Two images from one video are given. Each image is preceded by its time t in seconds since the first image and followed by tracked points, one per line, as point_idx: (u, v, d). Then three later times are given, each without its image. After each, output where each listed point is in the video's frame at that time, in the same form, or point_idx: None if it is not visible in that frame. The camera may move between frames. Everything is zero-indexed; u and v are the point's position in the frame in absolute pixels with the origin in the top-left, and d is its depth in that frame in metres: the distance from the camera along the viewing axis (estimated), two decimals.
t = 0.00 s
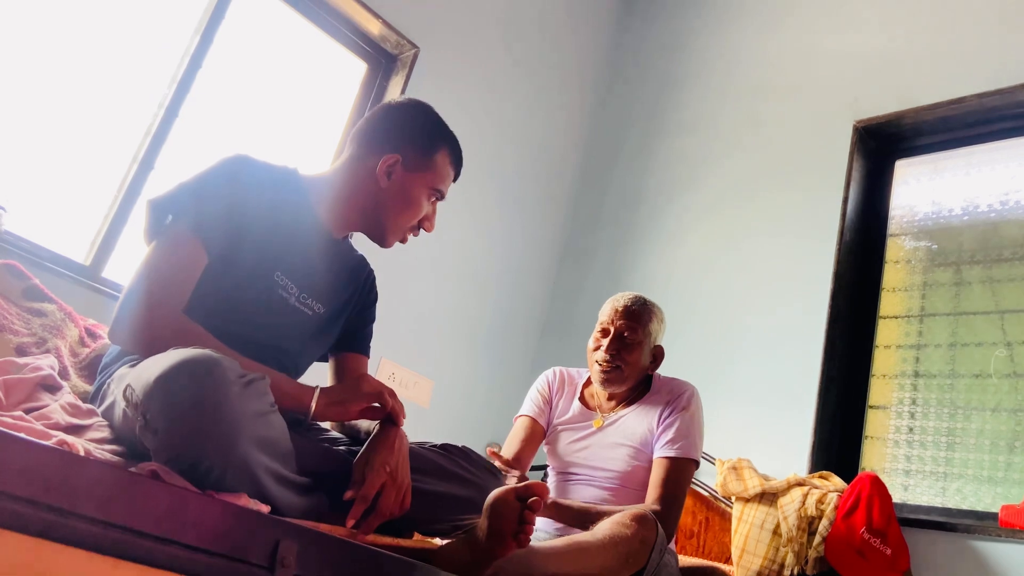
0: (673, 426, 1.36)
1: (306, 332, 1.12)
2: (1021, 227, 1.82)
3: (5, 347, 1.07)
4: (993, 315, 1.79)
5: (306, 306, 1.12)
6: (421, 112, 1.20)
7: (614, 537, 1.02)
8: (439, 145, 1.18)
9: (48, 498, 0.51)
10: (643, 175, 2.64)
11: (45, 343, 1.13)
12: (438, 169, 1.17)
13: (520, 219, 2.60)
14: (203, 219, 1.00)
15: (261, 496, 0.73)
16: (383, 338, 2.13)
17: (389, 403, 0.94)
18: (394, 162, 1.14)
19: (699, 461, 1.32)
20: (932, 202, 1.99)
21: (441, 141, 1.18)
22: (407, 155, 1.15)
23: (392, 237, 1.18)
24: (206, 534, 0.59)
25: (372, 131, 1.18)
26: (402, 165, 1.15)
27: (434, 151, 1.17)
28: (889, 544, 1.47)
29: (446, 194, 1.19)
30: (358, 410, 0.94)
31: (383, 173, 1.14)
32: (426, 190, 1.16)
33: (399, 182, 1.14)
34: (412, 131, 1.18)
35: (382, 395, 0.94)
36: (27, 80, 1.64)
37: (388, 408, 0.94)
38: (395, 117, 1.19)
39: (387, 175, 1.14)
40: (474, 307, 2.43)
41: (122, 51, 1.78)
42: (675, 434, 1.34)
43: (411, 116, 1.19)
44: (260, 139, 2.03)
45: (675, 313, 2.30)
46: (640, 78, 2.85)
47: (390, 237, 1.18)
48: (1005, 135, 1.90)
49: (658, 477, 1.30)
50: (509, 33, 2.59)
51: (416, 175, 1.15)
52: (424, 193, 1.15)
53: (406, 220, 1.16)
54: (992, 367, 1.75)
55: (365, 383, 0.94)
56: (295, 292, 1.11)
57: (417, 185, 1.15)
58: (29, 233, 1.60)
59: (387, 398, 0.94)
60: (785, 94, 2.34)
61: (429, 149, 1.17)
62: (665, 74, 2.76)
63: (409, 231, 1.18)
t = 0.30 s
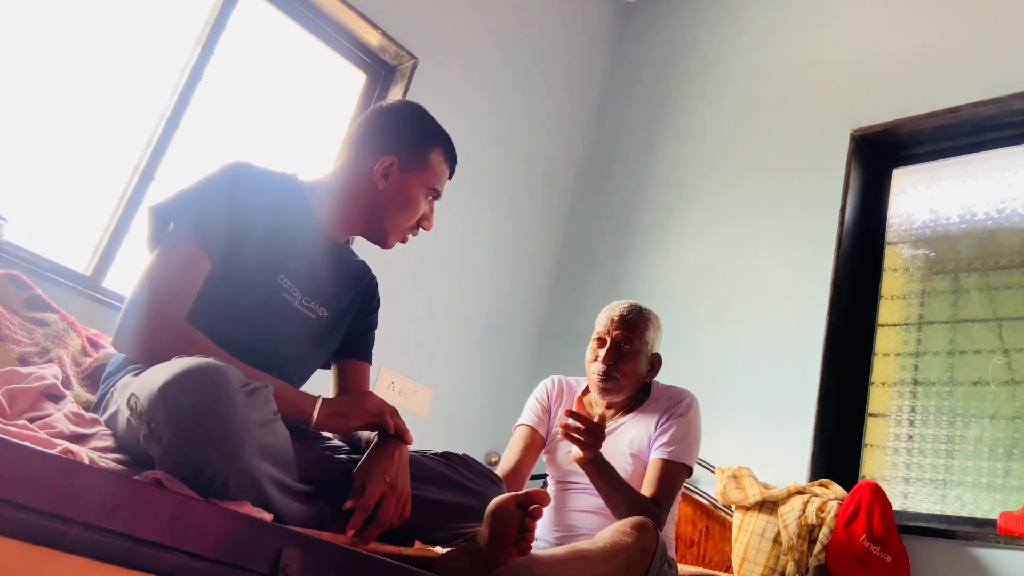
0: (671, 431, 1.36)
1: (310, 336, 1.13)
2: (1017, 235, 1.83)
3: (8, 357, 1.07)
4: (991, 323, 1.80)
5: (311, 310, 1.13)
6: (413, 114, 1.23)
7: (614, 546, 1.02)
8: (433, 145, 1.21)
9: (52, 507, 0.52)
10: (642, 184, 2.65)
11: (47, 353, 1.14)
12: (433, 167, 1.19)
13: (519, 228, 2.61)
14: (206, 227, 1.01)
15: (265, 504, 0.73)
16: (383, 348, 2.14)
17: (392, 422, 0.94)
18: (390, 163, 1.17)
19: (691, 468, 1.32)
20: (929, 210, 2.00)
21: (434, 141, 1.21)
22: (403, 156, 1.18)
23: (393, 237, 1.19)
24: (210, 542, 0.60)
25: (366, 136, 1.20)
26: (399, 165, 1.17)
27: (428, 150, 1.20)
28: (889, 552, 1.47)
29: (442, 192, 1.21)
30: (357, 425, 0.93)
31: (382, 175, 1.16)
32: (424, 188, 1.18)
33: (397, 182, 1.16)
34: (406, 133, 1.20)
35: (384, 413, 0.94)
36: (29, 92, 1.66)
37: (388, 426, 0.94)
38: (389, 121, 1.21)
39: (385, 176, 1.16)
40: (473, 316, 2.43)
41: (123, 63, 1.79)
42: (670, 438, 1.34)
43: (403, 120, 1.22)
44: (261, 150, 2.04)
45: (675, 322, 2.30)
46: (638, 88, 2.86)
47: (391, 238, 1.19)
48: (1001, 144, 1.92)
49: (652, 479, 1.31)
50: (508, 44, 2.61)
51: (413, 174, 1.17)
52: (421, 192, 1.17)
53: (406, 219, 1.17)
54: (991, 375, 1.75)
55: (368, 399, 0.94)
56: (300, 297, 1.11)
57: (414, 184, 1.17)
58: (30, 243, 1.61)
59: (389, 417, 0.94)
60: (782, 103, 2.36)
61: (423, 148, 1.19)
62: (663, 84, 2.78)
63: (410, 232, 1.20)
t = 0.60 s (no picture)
0: (667, 438, 1.36)
1: (306, 342, 1.13)
2: (1013, 239, 1.83)
3: (3, 363, 1.07)
4: (988, 327, 1.80)
5: (306, 318, 1.12)
6: (405, 115, 1.23)
7: (613, 551, 1.02)
8: (425, 146, 1.20)
9: (47, 515, 0.52)
10: (639, 189, 2.65)
11: (42, 359, 1.13)
12: (426, 167, 1.18)
13: (516, 233, 2.61)
14: (200, 234, 1.01)
15: (261, 511, 0.73)
16: (379, 353, 2.13)
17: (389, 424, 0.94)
18: (383, 165, 1.16)
19: (690, 475, 1.32)
20: (926, 214, 2.01)
21: (426, 141, 1.20)
22: (394, 157, 1.17)
23: (386, 239, 1.18)
24: (205, 551, 0.60)
25: (358, 137, 1.20)
26: (391, 166, 1.17)
27: (421, 150, 1.19)
28: (888, 557, 1.46)
29: (436, 193, 1.20)
30: (355, 427, 0.93)
31: (374, 176, 1.16)
32: (416, 189, 1.17)
33: (389, 184, 1.16)
34: (397, 134, 1.20)
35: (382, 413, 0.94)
36: (26, 98, 1.65)
37: (385, 429, 0.93)
38: (380, 122, 1.21)
39: (377, 178, 1.16)
40: (470, 321, 2.43)
41: (119, 68, 1.79)
42: (666, 444, 1.35)
43: (395, 120, 1.21)
44: (258, 154, 2.04)
45: (671, 327, 2.30)
46: (635, 92, 2.87)
47: (384, 240, 1.19)
48: (997, 149, 1.92)
49: (650, 486, 1.31)
50: (504, 49, 2.61)
51: (405, 174, 1.16)
52: (414, 194, 1.17)
53: (398, 221, 1.17)
54: (988, 379, 1.75)
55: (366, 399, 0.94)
56: (296, 303, 1.11)
57: (407, 185, 1.16)
58: (26, 249, 1.60)
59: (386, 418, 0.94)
60: (778, 108, 2.37)
61: (415, 148, 1.19)
62: (659, 89, 2.78)
63: (404, 234, 1.19)
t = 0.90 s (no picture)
0: (665, 441, 1.36)
1: (304, 346, 1.12)
2: (1011, 242, 1.84)
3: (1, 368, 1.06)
4: (986, 330, 1.80)
5: (303, 323, 1.12)
6: (400, 117, 1.23)
7: (612, 556, 1.02)
8: (422, 149, 1.20)
9: (44, 522, 0.52)
10: (636, 192, 2.66)
11: (39, 364, 1.13)
12: (423, 169, 1.18)
13: (514, 236, 2.61)
14: (199, 238, 1.01)
15: (259, 517, 0.73)
16: (378, 357, 2.13)
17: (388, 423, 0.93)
18: (379, 166, 1.16)
19: (690, 476, 1.33)
20: (923, 218, 2.01)
21: (424, 143, 1.20)
22: (391, 158, 1.17)
23: (383, 242, 1.18)
24: (202, 557, 0.60)
25: (354, 139, 1.20)
26: (386, 168, 1.17)
27: (419, 152, 1.19)
28: (888, 561, 1.47)
29: (433, 194, 1.20)
30: (354, 429, 0.92)
31: (371, 178, 1.16)
32: (413, 190, 1.17)
33: (386, 186, 1.16)
34: (393, 135, 1.20)
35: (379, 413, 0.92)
36: (22, 102, 1.65)
37: (384, 430, 0.92)
38: (376, 124, 1.21)
39: (374, 180, 1.16)
40: (468, 324, 2.43)
41: (116, 72, 1.79)
42: (664, 447, 1.35)
43: (391, 122, 1.21)
44: (255, 159, 2.03)
45: (669, 331, 2.30)
46: (632, 96, 2.88)
47: (382, 242, 1.18)
48: (994, 152, 1.93)
49: (648, 490, 1.30)
50: (502, 53, 2.62)
51: (402, 176, 1.17)
52: (412, 196, 1.17)
53: (395, 222, 1.17)
54: (986, 382, 1.75)
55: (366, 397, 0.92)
56: (293, 307, 1.11)
57: (403, 187, 1.16)
58: (23, 253, 1.60)
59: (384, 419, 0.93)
60: (775, 111, 2.37)
61: (413, 151, 1.19)
62: (657, 93, 2.79)
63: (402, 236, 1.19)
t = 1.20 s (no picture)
0: (665, 447, 1.36)
1: (304, 353, 1.13)
2: (1010, 249, 1.84)
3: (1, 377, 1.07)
4: (985, 337, 1.80)
5: (303, 331, 1.12)
6: (388, 120, 1.21)
7: (611, 562, 1.03)
8: (405, 148, 1.18)
9: (44, 531, 0.53)
10: (636, 199, 2.66)
11: (39, 372, 1.13)
12: (406, 167, 1.16)
13: (514, 243, 2.62)
14: (199, 246, 1.01)
15: (258, 526, 0.72)
16: (377, 363, 2.13)
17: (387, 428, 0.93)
18: (357, 171, 1.16)
19: (690, 482, 1.33)
20: (922, 224, 2.01)
21: (408, 142, 1.18)
22: (372, 161, 1.16)
23: (375, 246, 1.17)
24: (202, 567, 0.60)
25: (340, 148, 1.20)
26: (365, 172, 1.16)
27: (403, 151, 1.17)
28: (888, 569, 1.44)
29: (422, 191, 1.16)
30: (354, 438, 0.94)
31: (353, 184, 1.16)
32: (396, 190, 1.15)
33: (364, 189, 1.15)
34: (377, 139, 1.19)
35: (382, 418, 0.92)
36: (23, 110, 1.66)
37: (383, 436, 0.94)
38: (364, 130, 1.21)
39: (353, 185, 1.16)
40: (469, 331, 2.43)
41: (117, 80, 1.80)
42: (665, 454, 1.35)
43: (377, 126, 1.20)
44: (256, 166, 2.04)
45: (669, 337, 2.31)
46: (632, 103, 2.89)
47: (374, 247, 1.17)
48: (993, 159, 1.93)
49: (650, 498, 1.30)
50: (502, 60, 2.63)
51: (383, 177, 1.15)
52: (393, 197, 1.14)
53: (383, 224, 1.14)
54: (985, 389, 1.76)
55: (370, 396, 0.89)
56: (293, 315, 1.11)
57: (382, 189, 1.14)
58: (23, 260, 1.60)
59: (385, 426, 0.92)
60: (774, 118, 2.38)
61: (395, 150, 1.17)
62: (656, 100, 2.80)
63: (395, 239, 1.16)
